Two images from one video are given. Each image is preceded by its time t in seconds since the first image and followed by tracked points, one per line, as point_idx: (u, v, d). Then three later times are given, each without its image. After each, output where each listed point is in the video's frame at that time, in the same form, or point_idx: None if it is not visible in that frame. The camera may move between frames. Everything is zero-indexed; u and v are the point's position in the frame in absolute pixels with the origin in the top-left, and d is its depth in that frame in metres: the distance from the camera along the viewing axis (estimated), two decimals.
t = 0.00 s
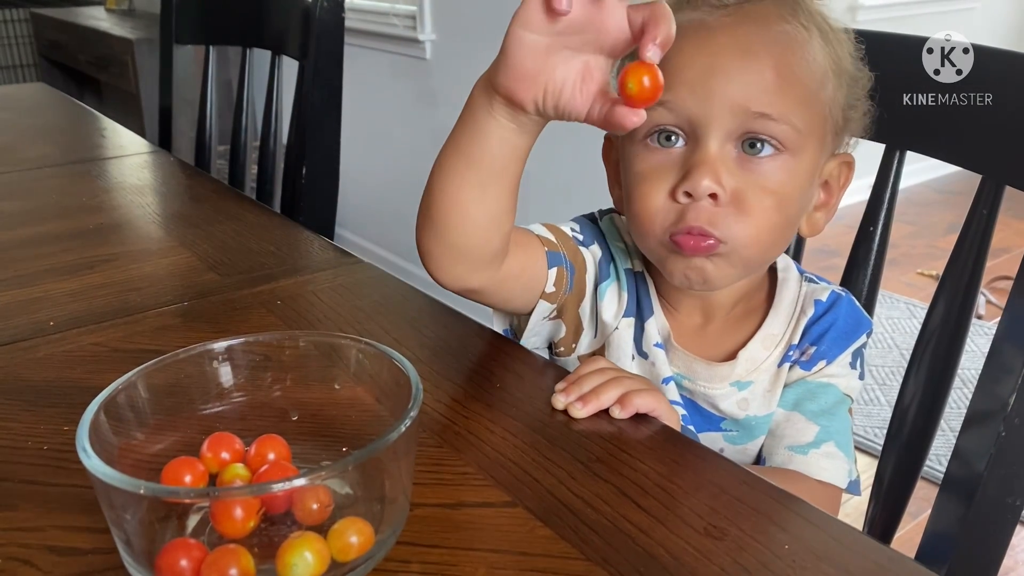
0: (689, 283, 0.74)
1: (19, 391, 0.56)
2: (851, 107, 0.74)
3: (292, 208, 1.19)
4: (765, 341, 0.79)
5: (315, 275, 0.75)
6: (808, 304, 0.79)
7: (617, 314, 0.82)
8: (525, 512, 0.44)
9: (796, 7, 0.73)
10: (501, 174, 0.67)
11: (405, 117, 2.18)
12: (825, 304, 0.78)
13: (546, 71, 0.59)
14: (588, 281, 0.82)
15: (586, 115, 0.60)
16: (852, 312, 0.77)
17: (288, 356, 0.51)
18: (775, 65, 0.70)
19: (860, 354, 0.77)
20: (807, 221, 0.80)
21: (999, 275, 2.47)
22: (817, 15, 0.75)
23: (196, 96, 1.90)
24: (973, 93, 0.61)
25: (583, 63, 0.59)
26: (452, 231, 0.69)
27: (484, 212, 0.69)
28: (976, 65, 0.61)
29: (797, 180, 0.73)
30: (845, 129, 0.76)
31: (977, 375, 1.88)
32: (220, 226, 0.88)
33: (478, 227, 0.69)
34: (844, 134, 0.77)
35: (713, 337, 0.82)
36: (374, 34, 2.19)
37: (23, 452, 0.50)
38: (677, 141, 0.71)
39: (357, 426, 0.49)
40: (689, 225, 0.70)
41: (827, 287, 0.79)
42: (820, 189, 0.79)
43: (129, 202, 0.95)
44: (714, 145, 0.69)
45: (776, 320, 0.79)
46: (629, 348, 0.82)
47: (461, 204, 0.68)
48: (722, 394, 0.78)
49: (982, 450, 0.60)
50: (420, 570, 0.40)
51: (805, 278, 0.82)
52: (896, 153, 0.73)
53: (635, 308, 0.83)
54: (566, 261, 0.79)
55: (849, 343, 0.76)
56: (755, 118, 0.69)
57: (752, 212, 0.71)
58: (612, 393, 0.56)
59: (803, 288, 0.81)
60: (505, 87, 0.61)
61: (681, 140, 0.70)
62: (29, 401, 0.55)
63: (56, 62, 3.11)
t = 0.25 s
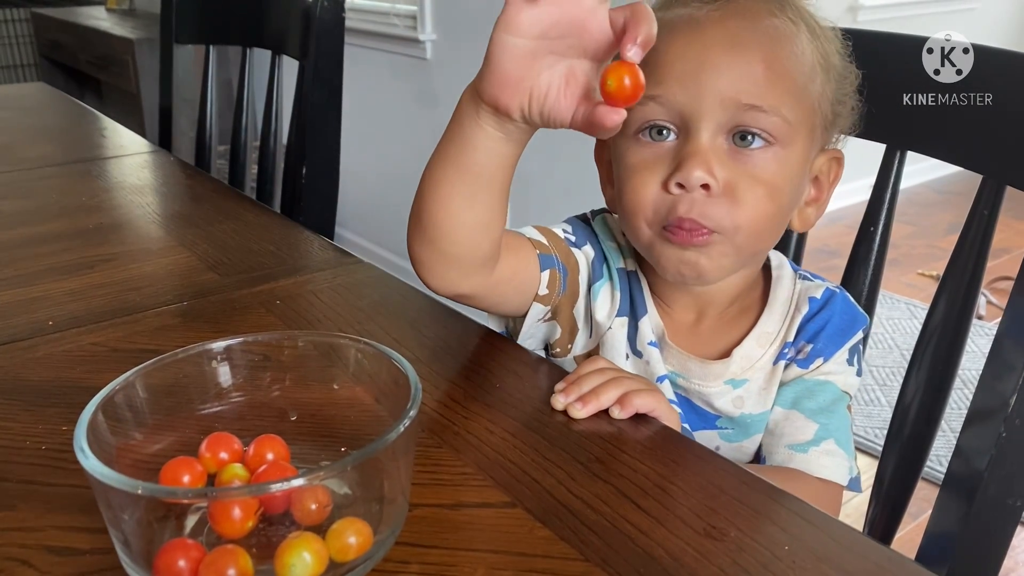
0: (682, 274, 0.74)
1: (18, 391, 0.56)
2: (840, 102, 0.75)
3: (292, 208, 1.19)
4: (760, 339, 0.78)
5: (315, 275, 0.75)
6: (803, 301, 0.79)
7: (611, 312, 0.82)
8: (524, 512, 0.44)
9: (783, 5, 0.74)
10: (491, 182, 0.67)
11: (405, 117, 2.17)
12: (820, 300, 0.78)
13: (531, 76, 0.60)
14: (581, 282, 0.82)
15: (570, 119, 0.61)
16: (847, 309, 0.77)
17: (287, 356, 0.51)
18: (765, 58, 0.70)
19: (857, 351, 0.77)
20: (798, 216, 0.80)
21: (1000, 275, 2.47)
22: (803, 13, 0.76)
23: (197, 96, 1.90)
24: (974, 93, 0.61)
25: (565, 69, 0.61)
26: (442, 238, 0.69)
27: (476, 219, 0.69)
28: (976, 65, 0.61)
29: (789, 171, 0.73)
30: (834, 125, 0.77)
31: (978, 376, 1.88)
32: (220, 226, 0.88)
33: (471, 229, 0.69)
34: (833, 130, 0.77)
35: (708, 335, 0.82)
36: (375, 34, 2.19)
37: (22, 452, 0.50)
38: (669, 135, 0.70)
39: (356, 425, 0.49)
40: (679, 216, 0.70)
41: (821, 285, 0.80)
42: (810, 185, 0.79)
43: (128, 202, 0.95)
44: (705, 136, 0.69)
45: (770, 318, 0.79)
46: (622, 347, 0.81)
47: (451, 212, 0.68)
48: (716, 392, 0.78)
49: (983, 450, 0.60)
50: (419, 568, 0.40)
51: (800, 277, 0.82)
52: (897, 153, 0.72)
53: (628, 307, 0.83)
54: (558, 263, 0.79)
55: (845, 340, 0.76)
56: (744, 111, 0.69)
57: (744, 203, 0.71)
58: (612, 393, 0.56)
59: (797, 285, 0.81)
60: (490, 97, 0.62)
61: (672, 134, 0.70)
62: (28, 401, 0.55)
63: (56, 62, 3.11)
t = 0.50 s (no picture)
0: (680, 266, 0.74)
1: (18, 392, 0.56)
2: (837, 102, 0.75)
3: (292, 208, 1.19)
4: (760, 341, 0.78)
5: (315, 276, 0.75)
6: (802, 302, 0.79)
7: (609, 313, 0.82)
8: (525, 514, 0.44)
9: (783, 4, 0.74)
10: (487, 185, 0.67)
11: (406, 117, 2.17)
12: (820, 301, 0.78)
13: (525, 70, 0.60)
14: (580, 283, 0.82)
15: (565, 112, 0.60)
16: (847, 310, 0.77)
17: (287, 357, 0.51)
18: (765, 54, 0.70)
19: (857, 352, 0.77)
20: (797, 214, 0.80)
21: (1000, 276, 2.47)
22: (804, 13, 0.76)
23: (197, 97, 1.90)
24: (974, 93, 0.61)
25: (560, 64, 0.61)
26: (439, 237, 0.69)
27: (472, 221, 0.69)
28: (977, 65, 0.61)
29: (790, 166, 0.73)
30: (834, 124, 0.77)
31: (978, 377, 1.88)
32: (220, 226, 0.88)
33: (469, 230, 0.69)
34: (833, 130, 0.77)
35: (707, 335, 0.81)
36: (375, 35, 2.19)
37: (22, 453, 0.50)
38: (669, 133, 0.71)
39: (356, 426, 0.49)
40: (681, 209, 0.70)
41: (821, 286, 0.80)
42: (809, 184, 0.79)
43: (129, 202, 0.95)
44: (705, 131, 0.69)
45: (771, 320, 0.79)
46: (621, 348, 0.81)
47: (449, 213, 0.68)
48: (716, 393, 0.77)
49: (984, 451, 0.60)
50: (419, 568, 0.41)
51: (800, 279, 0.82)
52: (898, 154, 0.72)
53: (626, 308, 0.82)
54: (556, 263, 0.79)
55: (845, 341, 0.76)
56: (745, 106, 0.69)
57: (747, 197, 0.71)
58: (613, 395, 0.55)
59: (797, 287, 0.81)
60: (487, 94, 0.62)
61: (673, 132, 0.70)
62: (29, 402, 0.55)
63: (57, 62, 3.11)
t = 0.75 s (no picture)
0: (690, 272, 0.73)
1: (21, 394, 0.56)
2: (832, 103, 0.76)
3: (294, 209, 1.19)
4: (745, 334, 0.79)
5: (317, 277, 0.75)
6: (787, 294, 0.80)
7: (597, 313, 0.82)
8: (526, 516, 0.44)
9: (785, 10, 0.74)
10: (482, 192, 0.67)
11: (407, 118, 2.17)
12: (803, 292, 0.78)
13: (506, 85, 0.61)
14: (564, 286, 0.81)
15: (545, 124, 0.61)
16: (832, 298, 0.77)
17: (290, 359, 0.51)
18: (774, 63, 0.70)
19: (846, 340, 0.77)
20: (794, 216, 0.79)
21: (1002, 277, 2.47)
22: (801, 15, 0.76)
23: (199, 98, 1.90)
24: (974, 93, 0.61)
25: (539, 78, 0.61)
26: (420, 249, 0.68)
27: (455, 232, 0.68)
28: (977, 65, 0.61)
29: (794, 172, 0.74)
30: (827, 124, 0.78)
31: (980, 378, 1.88)
32: (222, 228, 0.88)
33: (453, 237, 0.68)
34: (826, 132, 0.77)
35: (699, 330, 0.82)
36: (376, 36, 2.19)
37: (25, 455, 0.50)
38: (681, 140, 0.70)
39: (358, 428, 0.49)
40: (696, 218, 0.70)
41: (804, 276, 0.80)
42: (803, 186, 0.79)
43: (131, 203, 0.95)
44: (720, 142, 0.69)
45: (755, 313, 0.79)
46: (609, 348, 0.81)
47: (431, 223, 0.67)
48: (705, 387, 0.78)
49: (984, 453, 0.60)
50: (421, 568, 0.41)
51: (783, 270, 0.82)
52: (900, 156, 0.72)
53: (611, 306, 0.82)
54: (540, 269, 0.79)
55: (832, 330, 0.76)
56: (762, 117, 0.70)
57: (757, 206, 0.72)
58: (614, 396, 0.55)
59: (780, 278, 0.81)
60: (467, 113, 0.62)
61: (684, 139, 0.70)
62: (32, 403, 0.55)
63: (58, 62, 3.11)
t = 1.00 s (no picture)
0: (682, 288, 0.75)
1: (23, 395, 0.56)
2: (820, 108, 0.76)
3: (295, 210, 1.19)
4: (732, 327, 0.79)
5: (318, 278, 0.75)
6: (771, 287, 0.80)
7: (584, 311, 0.82)
8: (529, 517, 0.44)
9: (779, 17, 0.74)
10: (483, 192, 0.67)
11: (408, 119, 2.18)
12: (788, 286, 0.79)
13: (504, 81, 0.62)
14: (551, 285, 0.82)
15: (543, 119, 0.62)
16: (817, 290, 0.78)
17: (292, 360, 0.51)
18: (767, 77, 0.71)
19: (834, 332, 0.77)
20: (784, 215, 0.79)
21: (1002, 278, 2.47)
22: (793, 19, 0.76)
23: (200, 99, 1.90)
24: (973, 93, 0.61)
25: (536, 75, 0.62)
26: (413, 246, 0.68)
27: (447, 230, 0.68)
28: (977, 65, 0.61)
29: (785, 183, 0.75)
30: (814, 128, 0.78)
31: (980, 379, 1.88)
32: (224, 229, 0.88)
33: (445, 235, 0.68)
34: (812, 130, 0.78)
35: (688, 327, 0.82)
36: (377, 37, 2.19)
37: (27, 456, 0.50)
38: (673, 154, 0.71)
39: (360, 429, 0.49)
40: (689, 238, 0.71)
41: (789, 270, 0.80)
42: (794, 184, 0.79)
43: (132, 204, 0.96)
44: (713, 160, 0.70)
45: (741, 307, 0.80)
46: (597, 345, 0.82)
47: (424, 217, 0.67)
48: (692, 381, 0.78)
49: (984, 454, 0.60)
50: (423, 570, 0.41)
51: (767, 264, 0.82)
52: (901, 157, 0.72)
53: (597, 303, 0.83)
54: (526, 269, 0.79)
55: (820, 322, 0.76)
56: (756, 134, 0.70)
57: (750, 223, 0.73)
58: (615, 396, 0.56)
59: (765, 272, 0.81)
60: (466, 108, 0.63)
61: (677, 153, 0.71)
62: (34, 405, 0.55)
63: (59, 63, 3.11)
